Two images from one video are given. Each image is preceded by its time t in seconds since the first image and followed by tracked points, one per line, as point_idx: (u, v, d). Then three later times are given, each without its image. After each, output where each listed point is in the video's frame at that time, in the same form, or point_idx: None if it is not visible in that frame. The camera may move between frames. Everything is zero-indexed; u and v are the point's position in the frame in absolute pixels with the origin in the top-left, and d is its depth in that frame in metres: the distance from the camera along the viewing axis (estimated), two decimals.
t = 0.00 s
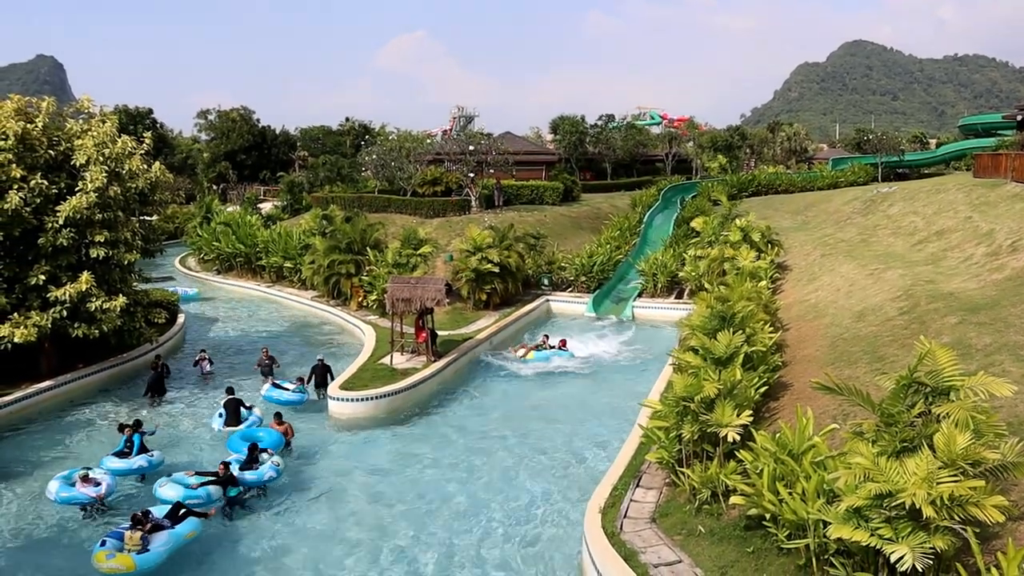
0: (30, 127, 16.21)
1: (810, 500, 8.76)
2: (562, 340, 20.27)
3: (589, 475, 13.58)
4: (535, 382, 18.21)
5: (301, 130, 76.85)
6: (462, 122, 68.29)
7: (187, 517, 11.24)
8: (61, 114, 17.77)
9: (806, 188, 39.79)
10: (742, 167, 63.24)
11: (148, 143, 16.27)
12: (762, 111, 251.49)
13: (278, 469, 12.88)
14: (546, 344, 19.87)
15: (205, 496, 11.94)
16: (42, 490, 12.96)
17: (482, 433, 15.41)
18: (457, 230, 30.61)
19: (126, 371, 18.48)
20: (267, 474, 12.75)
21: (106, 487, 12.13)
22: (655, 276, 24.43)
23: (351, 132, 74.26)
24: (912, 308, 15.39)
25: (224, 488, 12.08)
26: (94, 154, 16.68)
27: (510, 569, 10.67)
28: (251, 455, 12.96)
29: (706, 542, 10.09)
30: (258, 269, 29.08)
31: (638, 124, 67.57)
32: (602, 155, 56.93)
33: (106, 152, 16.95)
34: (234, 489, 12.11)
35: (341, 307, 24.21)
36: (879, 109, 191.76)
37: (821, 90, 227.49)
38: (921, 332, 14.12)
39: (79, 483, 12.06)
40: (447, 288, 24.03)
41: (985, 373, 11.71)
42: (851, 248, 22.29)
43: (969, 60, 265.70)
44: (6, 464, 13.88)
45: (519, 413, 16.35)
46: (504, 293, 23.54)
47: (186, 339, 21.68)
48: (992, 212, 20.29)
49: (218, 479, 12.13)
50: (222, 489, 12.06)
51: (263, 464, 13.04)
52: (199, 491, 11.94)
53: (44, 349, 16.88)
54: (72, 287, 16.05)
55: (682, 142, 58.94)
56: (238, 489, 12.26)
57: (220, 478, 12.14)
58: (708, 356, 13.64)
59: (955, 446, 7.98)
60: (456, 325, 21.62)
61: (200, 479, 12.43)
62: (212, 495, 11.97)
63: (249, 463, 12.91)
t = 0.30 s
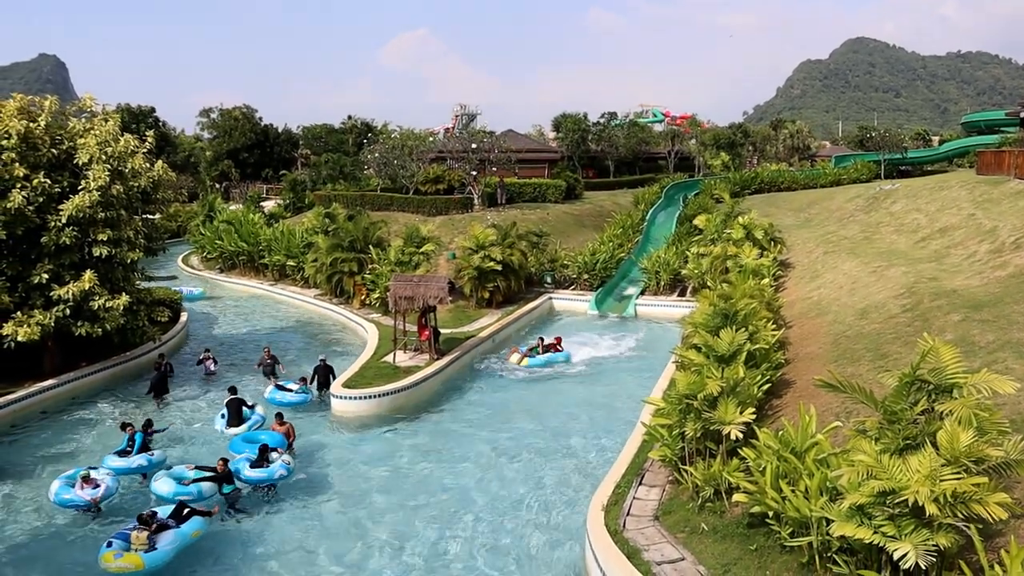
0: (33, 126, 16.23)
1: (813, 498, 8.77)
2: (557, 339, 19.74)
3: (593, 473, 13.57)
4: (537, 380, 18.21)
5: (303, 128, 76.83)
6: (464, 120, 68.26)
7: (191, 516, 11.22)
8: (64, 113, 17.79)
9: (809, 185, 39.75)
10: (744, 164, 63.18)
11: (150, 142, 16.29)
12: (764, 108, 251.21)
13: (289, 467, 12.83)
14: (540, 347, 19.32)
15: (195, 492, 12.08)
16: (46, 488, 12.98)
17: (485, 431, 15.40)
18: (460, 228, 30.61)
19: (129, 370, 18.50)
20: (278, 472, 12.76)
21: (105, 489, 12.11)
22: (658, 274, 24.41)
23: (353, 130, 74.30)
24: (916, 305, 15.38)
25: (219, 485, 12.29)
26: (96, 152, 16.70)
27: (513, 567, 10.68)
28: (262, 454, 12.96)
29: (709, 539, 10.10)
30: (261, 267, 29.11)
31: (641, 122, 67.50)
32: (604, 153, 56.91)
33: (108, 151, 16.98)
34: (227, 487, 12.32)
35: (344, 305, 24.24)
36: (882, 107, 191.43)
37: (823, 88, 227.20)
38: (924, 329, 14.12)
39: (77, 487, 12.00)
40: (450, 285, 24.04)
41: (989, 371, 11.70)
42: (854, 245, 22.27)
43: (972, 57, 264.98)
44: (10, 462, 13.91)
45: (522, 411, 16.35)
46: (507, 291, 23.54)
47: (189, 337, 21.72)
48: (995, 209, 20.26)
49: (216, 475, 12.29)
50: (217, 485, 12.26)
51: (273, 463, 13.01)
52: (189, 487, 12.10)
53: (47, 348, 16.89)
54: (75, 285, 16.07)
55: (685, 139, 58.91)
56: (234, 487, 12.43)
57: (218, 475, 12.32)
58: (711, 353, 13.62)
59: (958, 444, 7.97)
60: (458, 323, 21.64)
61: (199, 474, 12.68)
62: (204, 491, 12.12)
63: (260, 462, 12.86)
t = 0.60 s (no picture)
0: (37, 124, 16.24)
1: (816, 495, 8.77)
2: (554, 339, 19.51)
3: (595, 471, 13.58)
4: (540, 378, 18.21)
5: (305, 126, 76.85)
6: (467, 118, 68.24)
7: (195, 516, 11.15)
8: (67, 111, 17.81)
9: (812, 183, 39.70)
10: (747, 162, 63.10)
11: (154, 140, 16.31)
12: (766, 106, 250.85)
13: (297, 467, 12.81)
14: (535, 350, 19.04)
15: (190, 488, 12.22)
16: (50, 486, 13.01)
17: (488, 429, 15.41)
18: (463, 226, 30.61)
19: (133, 368, 18.53)
20: (285, 472, 12.73)
21: (100, 497, 11.92)
22: (661, 272, 24.40)
23: (356, 128, 74.29)
24: (919, 303, 15.36)
25: (217, 482, 12.36)
26: (100, 151, 16.72)
27: (516, 565, 10.68)
28: (273, 455, 12.88)
29: (712, 537, 10.10)
30: (264, 265, 29.12)
31: (644, 120, 67.43)
32: (607, 151, 56.88)
33: (112, 149, 17.02)
34: (224, 484, 12.32)
35: (347, 303, 24.25)
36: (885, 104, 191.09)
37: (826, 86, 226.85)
38: (927, 327, 14.10)
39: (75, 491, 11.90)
40: (453, 284, 24.06)
41: (992, 369, 11.69)
42: (857, 243, 22.24)
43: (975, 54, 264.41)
44: (13, 460, 13.94)
45: (525, 410, 16.36)
46: (510, 289, 23.54)
47: (192, 335, 21.75)
48: (999, 207, 20.23)
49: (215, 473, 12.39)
50: (214, 481, 12.38)
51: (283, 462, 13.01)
52: (184, 483, 12.24)
53: (51, 346, 16.92)
54: (78, 283, 16.08)
55: (688, 137, 58.87)
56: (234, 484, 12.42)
57: (217, 472, 12.41)
58: (714, 351, 13.62)
59: (962, 442, 7.95)
60: (462, 321, 21.65)
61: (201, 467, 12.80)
62: (198, 489, 12.25)
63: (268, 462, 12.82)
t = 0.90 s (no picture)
0: (41, 123, 16.28)
1: (820, 494, 8.77)
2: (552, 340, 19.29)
3: (599, 469, 13.57)
4: (544, 376, 18.20)
5: (310, 125, 76.91)
6: (471, 116, 68.23)
7: (200, 515, 11.16)
8: (72, 110, 17.84)
9: (817, 181, 39.63)
10: (752, 160, 62.98)
11: (159, 139, 16.34)
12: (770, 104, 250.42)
13: (304, 473, 12.64)
14: (531, 351, 18.79)
15: (187, 486, 12.28)
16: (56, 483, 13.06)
17: (492, 427, 15.41)
18: (467, 225, 30.61)
19: (137, 366, 18.57)
20: (291, 476, 12.59)
21: (93, 500, 11.74)
22: (665, 270, 24.40)
23: (360, 126, 74.32)
24: (924, 302, 15.33)
25: (217, 480, 12.46)
26: (104, 149, 16.77)
27: (520, 563, 10.69)
28: (281, 456, 12.81)
29: (716, 535, 10.09)
30: (269, 263, 29.15)
31: (648, 118, 67.36)
32: (611, 149, 56.83)
33: (117, 148, 17.04)
34: (224, 482, 12.44)
35: (352, 301, 24.27)
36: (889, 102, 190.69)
37: (830, 83, 226.31)
38: (932, 325, 14.08)
39: (70, 493, 11.80)
40: (458, 282, 24.07)
41: (998, 367, 11.68)
42: (862, 241, 22.21)
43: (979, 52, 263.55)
44: (19, 458, 14.00)
45: (529, 408, 16.35)
46: (515, 287, 23.53)
47: (197, 333, 21.80)
48: (1004, 205, 20.20)
49: (213, 472, 12.50)
50: (211, 481, 12.47)
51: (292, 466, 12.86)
52: (182, 481, 12.33)
53: (56, 344, 16.97)
54: (83, 281, 16.12)
55: (691, 135, 58.81)
56: (234, 483, 12.52)
57: (217, 471, 12.51)
58: (719, 349, 13.61)
59: (966, 440, 7.93)
60: (466, 319, 21.65)
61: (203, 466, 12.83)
62: (195, 486, 12.32)
63: (276, 464, 12.75)
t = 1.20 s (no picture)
0: (46, 121, 16.31)
1: (825, 492, 8.76)
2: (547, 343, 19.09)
3: (603, 467, 13.57)
4: (548, 374, 18.19)
5: (313, 123, 76.95)
6: (476, 115, 68.29)
7: (203, 512, 11.21)
8: (77, 108, 17.88)
9: (822, 179, 39.56)
10: (756, 158, 62.88)
11: (164, 137, 16.35)
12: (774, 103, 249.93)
13: (311, 476, 12.46)
14: (525, 353, 18.52)
15: (184, 484, 12.37)
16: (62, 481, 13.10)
17: (496, 425, 15.41)
18: (471, 223, 30.61)
19: (142, 364, 18.61)
20: (298, 480, 12.43)
21: (88, 499, 11.69)
22: (669, 268, 24.38)
23: (365, 124, 74.37)
24: (929, 300, 15.30)
25: (216, 480, 12.51)
26: (109, 148, 16.81)
27: (523, 561, 10.69)
28: (289, 461, 12.73)
29: (720, 534, 10.08)
30: (273, 262, 29.19)
31: (653, 116, 67.27)
32: (616, 147, 56.79)
33: (121, 146, 17.06)
34: (223, 482, 12.48)
35: (356, 299, 24.28)
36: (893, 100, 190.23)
37: (834, 81, 225.82)
38: (937, 324, 14.05)
39: (69, 489, 11.79)
40: (462, 280, 24.07)
41: (1003, 365, 11.65)
42: (867, 240, 22.17)
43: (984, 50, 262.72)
44: (25, 455, 14.06)
45: (533, 406, 16.35)
46: (519, 285, 23.52)
47: (202, 331, 21.83)
48: (1009, 204, 20.14)
49: (212, 472, 12.55)
50: (211, 481, 12.52)
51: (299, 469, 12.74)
52: (182, 479, 12.43)
53: (62, 342, 17.02)
54: (88, 280, 16.15)
55: (696, 133, 58.75)
56: (234, 483, 12.49)
57: (216, 471, 12.57)
58: (723, 348, 13.61)
59: (971, 439, 7.91)
60: (470, 318, 21.65)
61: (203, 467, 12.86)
62: (193, 485, 12.40)
63: (283, 470, 12.65)
